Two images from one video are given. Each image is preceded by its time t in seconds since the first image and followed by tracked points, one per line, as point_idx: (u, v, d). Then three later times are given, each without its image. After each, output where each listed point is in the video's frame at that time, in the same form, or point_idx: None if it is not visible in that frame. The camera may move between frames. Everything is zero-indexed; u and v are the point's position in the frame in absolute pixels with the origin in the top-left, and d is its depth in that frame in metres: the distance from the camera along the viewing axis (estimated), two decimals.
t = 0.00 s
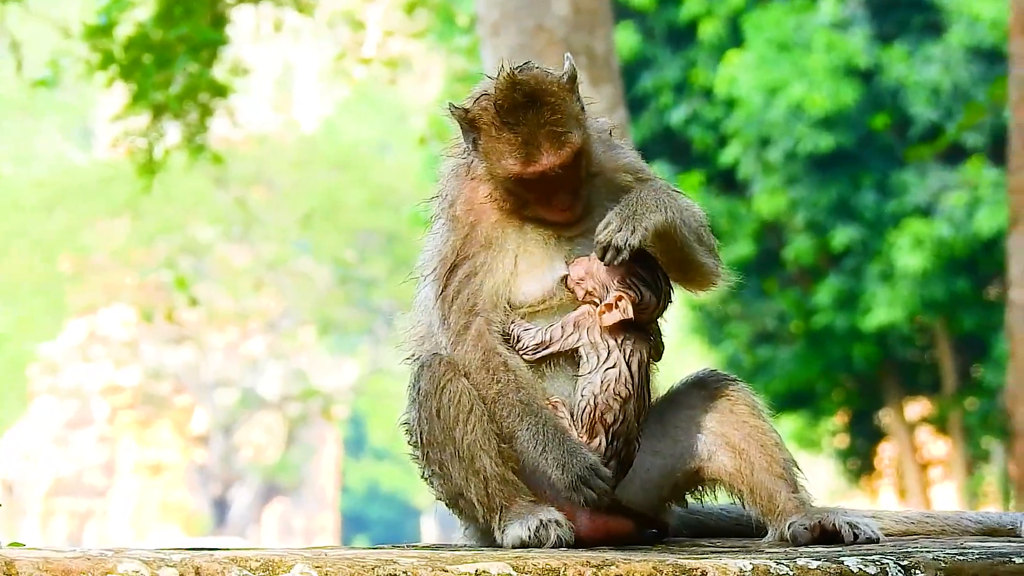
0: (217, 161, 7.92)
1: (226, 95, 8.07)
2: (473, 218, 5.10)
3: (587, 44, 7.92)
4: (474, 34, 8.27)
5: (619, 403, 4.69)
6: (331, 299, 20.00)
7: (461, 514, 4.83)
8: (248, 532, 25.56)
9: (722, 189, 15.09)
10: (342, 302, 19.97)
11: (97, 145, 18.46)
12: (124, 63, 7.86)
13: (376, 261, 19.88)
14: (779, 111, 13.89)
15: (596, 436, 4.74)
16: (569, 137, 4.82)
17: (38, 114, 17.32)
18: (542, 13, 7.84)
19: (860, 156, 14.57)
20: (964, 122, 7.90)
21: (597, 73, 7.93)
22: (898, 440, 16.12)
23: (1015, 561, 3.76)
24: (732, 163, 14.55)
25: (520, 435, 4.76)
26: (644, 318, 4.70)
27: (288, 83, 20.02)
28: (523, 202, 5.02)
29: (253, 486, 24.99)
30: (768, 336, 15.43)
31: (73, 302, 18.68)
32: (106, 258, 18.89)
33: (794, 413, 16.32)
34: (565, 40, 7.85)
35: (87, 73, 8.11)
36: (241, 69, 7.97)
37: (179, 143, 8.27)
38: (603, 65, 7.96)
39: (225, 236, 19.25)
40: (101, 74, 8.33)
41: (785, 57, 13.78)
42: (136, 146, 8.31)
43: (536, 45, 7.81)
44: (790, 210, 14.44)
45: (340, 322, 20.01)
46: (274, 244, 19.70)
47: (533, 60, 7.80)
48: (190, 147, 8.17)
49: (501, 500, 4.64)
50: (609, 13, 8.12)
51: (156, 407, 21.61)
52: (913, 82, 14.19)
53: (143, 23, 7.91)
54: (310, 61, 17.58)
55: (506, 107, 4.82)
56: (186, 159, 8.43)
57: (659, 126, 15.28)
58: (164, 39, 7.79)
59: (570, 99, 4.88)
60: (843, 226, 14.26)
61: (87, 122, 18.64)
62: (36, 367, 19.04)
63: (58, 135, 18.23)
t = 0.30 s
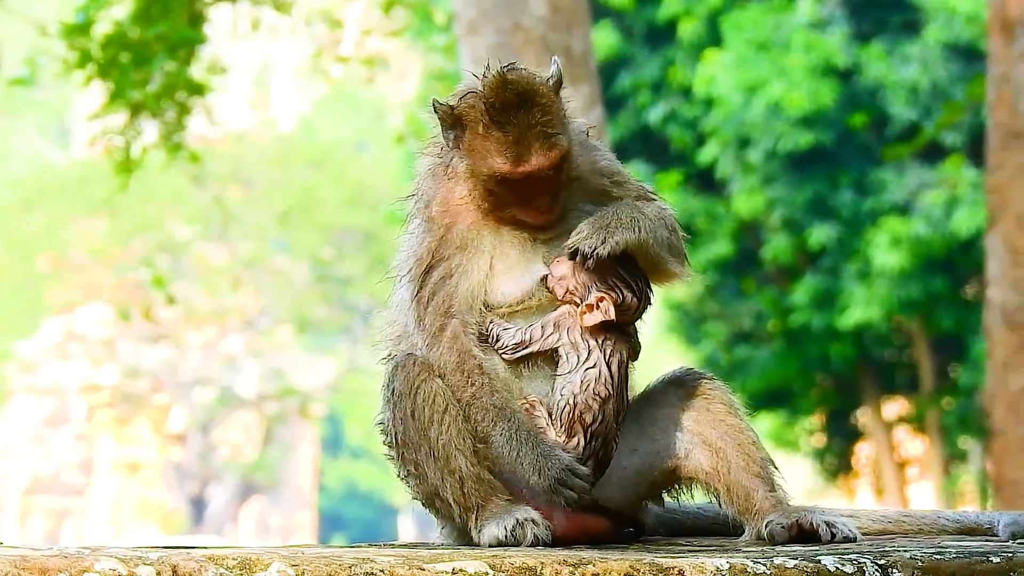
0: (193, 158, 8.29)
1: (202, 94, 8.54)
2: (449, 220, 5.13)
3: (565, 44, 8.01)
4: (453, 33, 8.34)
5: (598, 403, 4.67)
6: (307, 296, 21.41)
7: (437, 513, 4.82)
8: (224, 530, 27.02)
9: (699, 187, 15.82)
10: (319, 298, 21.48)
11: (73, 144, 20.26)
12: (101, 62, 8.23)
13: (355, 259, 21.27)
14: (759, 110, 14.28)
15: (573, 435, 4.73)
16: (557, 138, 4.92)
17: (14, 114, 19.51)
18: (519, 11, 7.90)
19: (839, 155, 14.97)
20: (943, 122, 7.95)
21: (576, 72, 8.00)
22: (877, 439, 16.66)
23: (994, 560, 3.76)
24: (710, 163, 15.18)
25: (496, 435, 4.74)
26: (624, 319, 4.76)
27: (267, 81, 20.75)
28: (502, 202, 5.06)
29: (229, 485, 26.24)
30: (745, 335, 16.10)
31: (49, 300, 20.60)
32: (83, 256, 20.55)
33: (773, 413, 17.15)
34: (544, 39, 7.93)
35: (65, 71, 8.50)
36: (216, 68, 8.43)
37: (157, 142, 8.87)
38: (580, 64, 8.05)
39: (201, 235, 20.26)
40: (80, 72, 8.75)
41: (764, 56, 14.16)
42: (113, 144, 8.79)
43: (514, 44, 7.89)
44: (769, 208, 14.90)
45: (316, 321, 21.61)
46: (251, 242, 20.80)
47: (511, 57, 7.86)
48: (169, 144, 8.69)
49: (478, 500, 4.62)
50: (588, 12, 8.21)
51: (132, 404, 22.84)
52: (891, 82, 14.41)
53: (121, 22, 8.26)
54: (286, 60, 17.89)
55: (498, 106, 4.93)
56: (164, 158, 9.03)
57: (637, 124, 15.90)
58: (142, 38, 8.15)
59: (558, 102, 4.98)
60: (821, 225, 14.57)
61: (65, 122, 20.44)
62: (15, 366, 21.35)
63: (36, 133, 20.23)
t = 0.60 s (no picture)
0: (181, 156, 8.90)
1: (189, 93, 9.13)
2: (442, 218, 5.04)
3: (553, 43, 8.07)
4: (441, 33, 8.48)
5: (585, 405, 4.68)
6: (295, 294, 22.14)
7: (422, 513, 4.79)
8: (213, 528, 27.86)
9: (686, 186, 15.84)
10: (305, 297, 22.18)
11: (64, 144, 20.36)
12: (89, 61, 8.78)
13: (339, 257, 22.13)
14: (746, 112, 14.37)
15: (560, 437, 4.72)
16: (555, 141, 4.85)
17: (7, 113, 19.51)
18: (507, 11, 8.01)
19: (826, 155, 15.18)
20: (931, 119, 8.11)
21: (564, 72, 8.03)
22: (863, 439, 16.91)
23: (981, 559, 3.77)
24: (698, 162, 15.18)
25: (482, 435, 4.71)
26: (610, 324, 4.78)
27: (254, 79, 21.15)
28: (499, 203, 5.00)
29: (216, 482, 27.13)
30: (732, 335, 16.15)
31: (36, 298, 20.31)
32: (70, 255, 20.36)
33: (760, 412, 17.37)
34: (531, 38, 8.01)
35: (53, 69, 9.04)
36: (202, 68, 9.04)
37: (144, 140, 9.44)
38: (569, 63, 8.11)
39: (190, 235, 20.72)
40: (68, 71, 9.25)
41: (751, 56, 14.26)
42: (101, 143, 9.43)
43: (501, 43, 8.00)
44: (756, 207, 14.97)
45: (304, 319, 22.26)
46: (238, 240, 21.36)
47: (498, 56, 7.99)
48: (157, 143, 9.27)
49: (463, 499, 4.57)
50: (574, 9, 8.27)
51: (119, 402, 23.30)
52: (879, 80, 14.63)
53: (108, 20, 8.84)
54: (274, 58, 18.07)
55: (495, 109, 4.85)
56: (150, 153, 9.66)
57: (623, 124, 15.95)
58: (129, 37, 8.70)
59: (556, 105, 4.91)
60: (808, 223, 14.72)
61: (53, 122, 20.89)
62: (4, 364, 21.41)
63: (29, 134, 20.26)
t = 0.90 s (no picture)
0: (177, 152, 8.95)
1: (185, 89, 9.18)
2: (443, 217, 5.03)
3: (548, 40, 8.10)
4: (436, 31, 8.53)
5: (583, 407, 4.64)
6: (291, 292, 22.19)
7: (418, 511, 4.80)
8: (209, 527, 28.04)
9: (681, 184, 15.83)
10: (303, 296, 22.21)
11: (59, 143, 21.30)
12: (86, 58, 8.84)
13: (335, 255, 21.98)
14: (744, 109, 14.39)
15: (556, 439, 4.68)
16: (563, 142, 4.82)
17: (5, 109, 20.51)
18: (503, 7, 8.03)
19: (824, 152, 15.16)
20: (927, 117, 8.14)
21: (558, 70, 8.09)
22: (859, 436, 16.93)
23: (977, 558, 3.79)
24: (695, 160, 15.17)
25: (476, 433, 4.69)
26: (614, 326, 4.73)
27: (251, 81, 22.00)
28: (506, 205, 4.98)
29: (212, 480, 27.41)
30: (728, 332, 16.16)
31: (33, 295, 20.31)
32: (65, 252, 20.50)
33: (757, 409, 17.36)
34: (527, 35, 8.04)
35: (49, 65, 9.15)
36: (200, 65, 9.10)
37: (142, 137, 9.49)
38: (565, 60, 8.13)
39: (187, 232, 21.09)
40: (64, 67, 9.34)
41: (746, 54, 14.25)
42: (97, 141, 9.51)
43: (497, 41, 8.02)
44: (752, 204, 14.96)
45: (300, 317, 22.31)
46: (232, 238, 21.64)
47: (494, 53, 8.02)
48: (154, 140, 9.36)
49: (457, 498, 4.60)
50: (569, 6, 8.30)
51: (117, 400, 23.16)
52: (875, 76, 14.73)
53: (105, 17, 8.87)
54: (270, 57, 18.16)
55: (505, 110, 4.82)
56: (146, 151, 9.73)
57: (619, 121, 15.93)
58: (125, 34, 8.76)
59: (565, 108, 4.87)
60: (805, 221, 14.77)
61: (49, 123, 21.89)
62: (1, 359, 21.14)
63: (25, 133, 21.26)
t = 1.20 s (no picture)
0: (177, 149, 9.00)
1: (185, 87, 9.21)
2: (450, 214, 5.02)
3: (547, 37, 8.09)
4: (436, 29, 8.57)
5: (587, 403, 4.56)
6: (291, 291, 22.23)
7: (418, 508, 4.80)
8: (208, 524, 28.45)
9: (682, 182, 15.86)
10: (303, 294, 22.20)
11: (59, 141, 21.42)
12: (86, 56, 8.92)
13: (335, 253, 22.04)
14: (743, 105, 14.40)
15: (559, 435, 4.61)
16: (579, 142, 4.80)
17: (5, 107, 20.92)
18: (502, 5, 8.07)
19: (824, 150, 15.17)
20: (926, 115, 8.16)
21: (558, 66, 8.11)
22: (859, 434, 16.94)
23: (977, 555, 3.78)
24: (695, 158, 15.18)
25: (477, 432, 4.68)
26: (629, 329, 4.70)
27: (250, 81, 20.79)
28: (516, 202, 4.96)
29: (211, 479, 27.82)
30: (728, 330, 16.17)
31: (32, 294, 20.58)
32: (64, 251, 20.74)
33: (757, 408, 17.35)
34: (526, 32, 8.05)
35: (49, 64, 9.25)
36: (200, 64, 9.17)
37: (141, 135, 9.54)
38: (564, 57, 8.14)
39: (186, 231, 20.97)
40: (64, 66, 9.42)
41: (745, 50, 14.26)
42: (97, 140, 9.56)
43: (496, 39, 8.06)
44: (753, 202, 14.94)
45: (299, 315, 22.27)
46: (233, 238, 21.48)
47: (494, 51, 8.05)
48: (153, 138, 9.41)
49: (457, 497, 4.61)
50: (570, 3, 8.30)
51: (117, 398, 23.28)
52: (875, 73, 14.75)
53: (105, 15, 8.90)
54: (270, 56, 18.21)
55: (521, 108, 4.77)
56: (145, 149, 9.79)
57: (619, 119, 15.95)
58: (125, 32, 8.78)
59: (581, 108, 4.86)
60: (806, 217, 14.78)
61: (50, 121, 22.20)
62: None
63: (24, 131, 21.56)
